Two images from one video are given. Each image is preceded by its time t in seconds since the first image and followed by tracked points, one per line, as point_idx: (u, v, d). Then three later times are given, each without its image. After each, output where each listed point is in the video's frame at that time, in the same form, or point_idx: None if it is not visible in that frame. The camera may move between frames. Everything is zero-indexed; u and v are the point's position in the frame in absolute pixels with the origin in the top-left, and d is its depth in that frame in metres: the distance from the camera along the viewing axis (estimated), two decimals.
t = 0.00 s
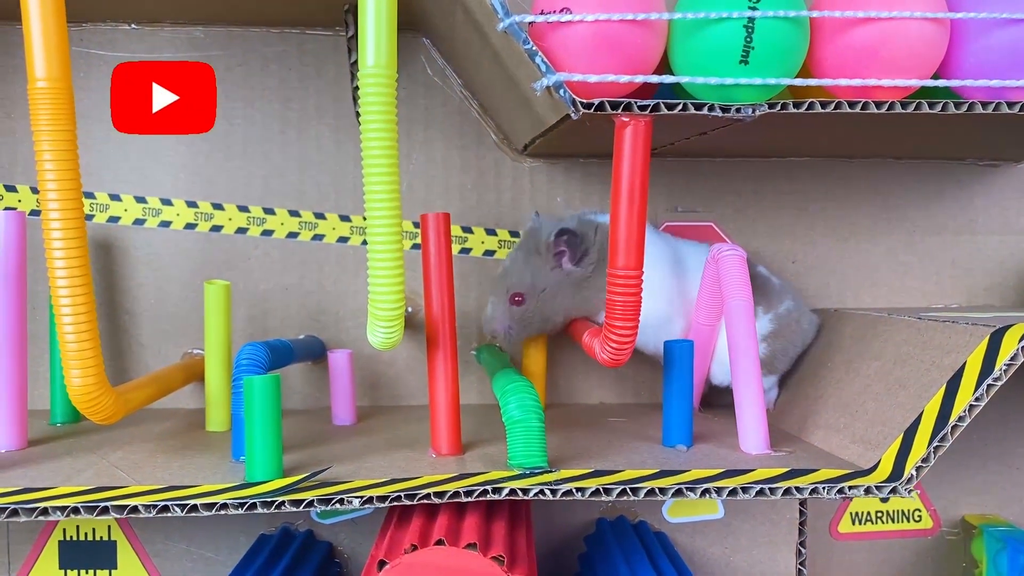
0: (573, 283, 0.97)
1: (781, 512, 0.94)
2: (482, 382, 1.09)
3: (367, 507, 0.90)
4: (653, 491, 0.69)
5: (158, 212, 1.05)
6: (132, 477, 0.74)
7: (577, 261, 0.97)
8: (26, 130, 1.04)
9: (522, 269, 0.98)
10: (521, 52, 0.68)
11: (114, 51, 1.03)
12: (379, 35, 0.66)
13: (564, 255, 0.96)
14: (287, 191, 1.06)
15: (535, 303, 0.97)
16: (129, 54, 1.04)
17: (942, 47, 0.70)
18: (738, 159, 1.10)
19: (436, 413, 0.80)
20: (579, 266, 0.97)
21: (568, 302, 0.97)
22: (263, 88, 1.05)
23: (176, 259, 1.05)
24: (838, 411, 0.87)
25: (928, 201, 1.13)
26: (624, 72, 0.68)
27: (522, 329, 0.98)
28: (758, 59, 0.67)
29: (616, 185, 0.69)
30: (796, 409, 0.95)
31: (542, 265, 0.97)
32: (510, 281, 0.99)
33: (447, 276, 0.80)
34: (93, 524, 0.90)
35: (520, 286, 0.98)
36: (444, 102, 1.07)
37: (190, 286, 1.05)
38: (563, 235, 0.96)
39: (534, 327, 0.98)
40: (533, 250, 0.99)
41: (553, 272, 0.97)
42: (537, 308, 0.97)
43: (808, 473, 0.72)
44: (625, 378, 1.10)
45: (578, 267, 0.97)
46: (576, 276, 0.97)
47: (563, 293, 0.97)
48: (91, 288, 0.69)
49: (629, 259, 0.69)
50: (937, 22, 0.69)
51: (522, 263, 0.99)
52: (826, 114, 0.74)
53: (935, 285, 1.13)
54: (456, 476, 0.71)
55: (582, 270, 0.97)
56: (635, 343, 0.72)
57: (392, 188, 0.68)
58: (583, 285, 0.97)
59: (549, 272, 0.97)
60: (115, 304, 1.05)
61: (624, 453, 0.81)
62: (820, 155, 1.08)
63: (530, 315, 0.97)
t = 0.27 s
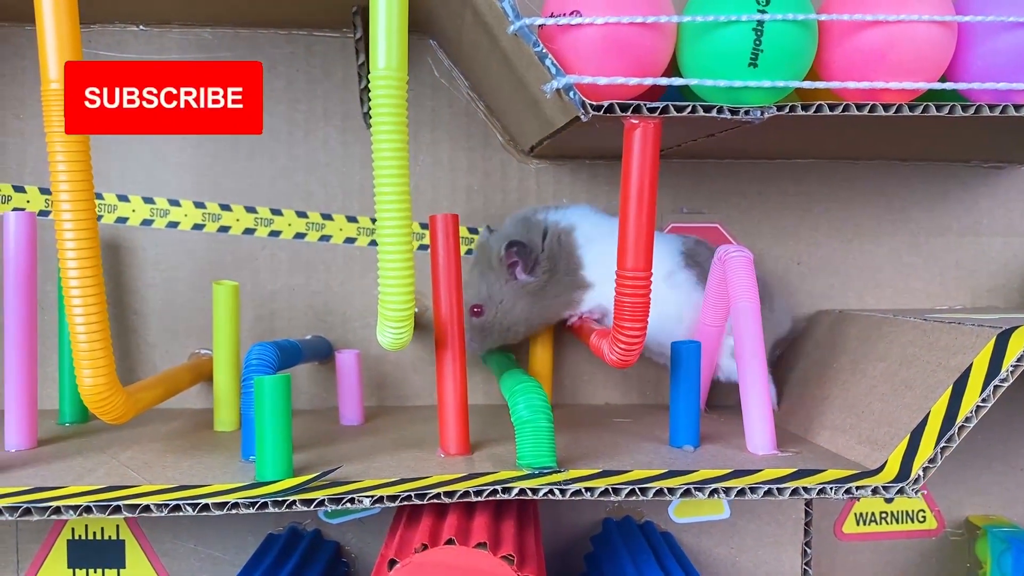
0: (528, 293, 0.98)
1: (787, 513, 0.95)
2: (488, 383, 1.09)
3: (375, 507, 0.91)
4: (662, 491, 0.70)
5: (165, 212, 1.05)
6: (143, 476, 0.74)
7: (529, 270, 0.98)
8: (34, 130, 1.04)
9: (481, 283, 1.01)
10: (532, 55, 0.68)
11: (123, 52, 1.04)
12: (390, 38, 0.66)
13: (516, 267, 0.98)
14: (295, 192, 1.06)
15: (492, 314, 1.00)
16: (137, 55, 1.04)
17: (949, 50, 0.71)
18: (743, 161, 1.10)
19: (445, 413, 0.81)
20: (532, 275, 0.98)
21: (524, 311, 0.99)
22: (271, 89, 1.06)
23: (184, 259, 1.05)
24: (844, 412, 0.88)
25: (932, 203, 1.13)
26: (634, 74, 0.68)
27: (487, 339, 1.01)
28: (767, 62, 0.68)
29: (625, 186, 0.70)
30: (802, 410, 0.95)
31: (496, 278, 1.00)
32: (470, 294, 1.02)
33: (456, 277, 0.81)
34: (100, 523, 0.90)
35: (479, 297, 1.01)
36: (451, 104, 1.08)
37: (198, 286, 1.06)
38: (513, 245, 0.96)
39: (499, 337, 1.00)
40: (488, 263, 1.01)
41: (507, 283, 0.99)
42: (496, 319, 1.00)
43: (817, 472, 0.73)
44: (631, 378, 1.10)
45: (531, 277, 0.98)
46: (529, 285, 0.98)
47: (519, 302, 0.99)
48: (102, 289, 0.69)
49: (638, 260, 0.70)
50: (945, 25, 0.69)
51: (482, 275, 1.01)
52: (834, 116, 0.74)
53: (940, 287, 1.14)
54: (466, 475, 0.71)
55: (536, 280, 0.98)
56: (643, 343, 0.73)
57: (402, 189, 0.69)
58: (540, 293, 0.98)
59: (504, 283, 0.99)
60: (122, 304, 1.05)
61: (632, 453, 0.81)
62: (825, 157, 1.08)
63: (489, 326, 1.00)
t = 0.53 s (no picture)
0: (496, 268, 1.01)
1: (797, 510, 0.94)
2: (494, 380, 1.08)
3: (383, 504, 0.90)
4: (675, 487, 0.69)
5: (170, 208, 1.05)
6: (149, 472, 0.73)
7: (502, 246, 1.01)
8: (39, 125, 1.03)
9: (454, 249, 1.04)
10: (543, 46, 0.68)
11: (128, 47, 1.03)
12: (400, 28, 0.65)
13: (491, 240, 1.01)
14: (300, 188, 1.06)
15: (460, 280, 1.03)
16: (143, 50, 1.03)
17: (964, 42, 0.70)
18: (752, 157, 1.09)
19: (453, 409, 0.80)
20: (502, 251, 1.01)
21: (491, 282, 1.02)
22: (277, 84, 1.05)
23: (188, 256, 1.05)
24: (855, 409, 0.87)
25: (943, 200, 1.12)
26: (647, 65, 0.68)
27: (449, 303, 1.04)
28: (781, 53, 0.67)
29: (637, 180, 0.69)
30: (812, 408, 0.94)
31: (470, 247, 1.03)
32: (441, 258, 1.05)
33: (465, 271, 0.80)
34: (105, 521, 0.89)
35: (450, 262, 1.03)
36: (458, 99, 1.07)
37: (203, 283, 1.05)
38: (492, 220, 1.00)
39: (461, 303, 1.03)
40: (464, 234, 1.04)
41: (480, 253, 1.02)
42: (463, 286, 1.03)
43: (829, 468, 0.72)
44: (638, 375, 1.09)
45: (502, 253, 1.01)
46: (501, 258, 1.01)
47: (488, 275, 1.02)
48: (109, 282, 0.69)
49: (650, 254, 0.69)
50: (959, 16, 0.69)
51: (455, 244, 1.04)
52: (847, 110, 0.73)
53: (950, 284, 1.13)
54: (476, 471, 0.70)
55: (508, 255, 1.01)
56: (655, 339, 0.72)
57: (412, 181, 0.68)
58: (507, 268, 1.01)
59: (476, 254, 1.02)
60: (126, 300, 1.04)
61: (642, 450, 0.80)
62: (834, 153, 1.07)
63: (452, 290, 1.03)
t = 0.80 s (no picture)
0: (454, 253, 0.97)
1: (816, 509, 0.93)
2: (506, 377, 1.07)
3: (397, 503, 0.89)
4: (698, 486, 0.68)
5: (181, 204, 1.04)
6: (163, 469, 0.72)
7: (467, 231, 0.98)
8: (48, 120, 1.02)
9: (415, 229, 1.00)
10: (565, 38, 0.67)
11: (139, 41, 1.02)
12: (421, 20, 0.64)
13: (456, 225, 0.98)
14: (313, 184, 1.05)
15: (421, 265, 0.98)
16: (154, 44, 1.03)
17: (992, 34, 0.69)
18: (768, 153, 1.08)
19: (470, 408, 0.79)
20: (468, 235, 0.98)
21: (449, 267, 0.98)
22: (289, 78, 1.04)
23: (199, 252, 1.04)
24: (876, 407, 0.86)
25: (960, 197, 1.11)
26: (670, 58, 0.66)
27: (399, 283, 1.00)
28: (807, 46, 0.66)
29: (660, 175, 0.68)
30: (831, 406, 0.93)
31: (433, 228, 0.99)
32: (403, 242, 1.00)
33: (482, 268, 0.79)
34: (116, 519, 0.88)
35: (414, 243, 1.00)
36: (471, 94, 1.06)
37: (213, 279, 1.04)
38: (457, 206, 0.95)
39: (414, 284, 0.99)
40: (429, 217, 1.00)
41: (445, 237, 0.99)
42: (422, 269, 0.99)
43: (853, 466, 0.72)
44: (653, 374, 1.08)
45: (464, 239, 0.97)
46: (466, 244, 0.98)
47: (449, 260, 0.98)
48: (123, 277, 0.68)
49: (672, 249, 0.68)
50: (988, 8, 0.67)
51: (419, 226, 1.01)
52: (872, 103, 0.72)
53: (968, 282, 1.12)
54: (495, 469, 0.69)
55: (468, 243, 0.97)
56: (677, 336, 0.71)
57: (432, 175, 0.67)
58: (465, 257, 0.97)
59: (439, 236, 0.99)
60: (136, 297, 1.03)
61: (662, 449, 0.79)
62: (852, 149, 1.06)
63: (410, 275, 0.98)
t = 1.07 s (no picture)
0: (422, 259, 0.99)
1: (828, 513, 0.92)
2: (517, 379, 1.07)
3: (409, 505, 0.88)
4: (715, 490, 0.67)
5: (191, 204, 1.03)
6: (176, 472, 0.72)
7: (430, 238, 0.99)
8: (58, 120, 1.02)
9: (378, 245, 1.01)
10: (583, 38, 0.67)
11: (149, 40, 1.02)
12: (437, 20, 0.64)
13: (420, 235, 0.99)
14: (323, 184, 1.04)
15: (387, 279, 0.99)
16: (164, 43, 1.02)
17: (1013, 35, 0.68)
18: (780, 153, 1.08)
19: (483, 410, 0.78)
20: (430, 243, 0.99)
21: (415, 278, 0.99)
22: (300, 78, 1.04)
23: (209, 252, 1.03)
24: (891, 410, 0.85)
25: (973, 198, 1.11)
26: (689, 59, 0.66)
27: (371, 302, 1.00)
28: (826, 47, 0.65)
29: (677, 176, 0.68)
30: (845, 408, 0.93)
31: (397, 245, 1.00)
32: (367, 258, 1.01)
33: (496, 270, 0.78)
34: (126, 521, 0.88)
35: (376, 260, 1.00)
36: (482, 94, 1.05)
37: (223, 280, 1.04)
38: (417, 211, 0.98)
39: (384, 301, 1.00)
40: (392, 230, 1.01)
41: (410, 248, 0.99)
42: (390, 284, 0.99)
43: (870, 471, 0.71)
44: (664, 376, 1.07)
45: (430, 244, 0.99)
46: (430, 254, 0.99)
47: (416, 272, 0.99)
48: (136, 277, 0.67)
49: (689, 252, 0.67)
50: (1009, 9, 0.67)
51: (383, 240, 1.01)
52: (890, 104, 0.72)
53: (981, 284, 1.11)
54: (510, 472, 0.68)
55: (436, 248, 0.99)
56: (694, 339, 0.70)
57: (447, 176, 0.66)
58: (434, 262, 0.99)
59: (402, 249, 1.00)
60: (146, 297, 1.03)
61: (677, 452, 0.79)
62: (864, 150, 1.06)
63: (383, 290, 0.99)
